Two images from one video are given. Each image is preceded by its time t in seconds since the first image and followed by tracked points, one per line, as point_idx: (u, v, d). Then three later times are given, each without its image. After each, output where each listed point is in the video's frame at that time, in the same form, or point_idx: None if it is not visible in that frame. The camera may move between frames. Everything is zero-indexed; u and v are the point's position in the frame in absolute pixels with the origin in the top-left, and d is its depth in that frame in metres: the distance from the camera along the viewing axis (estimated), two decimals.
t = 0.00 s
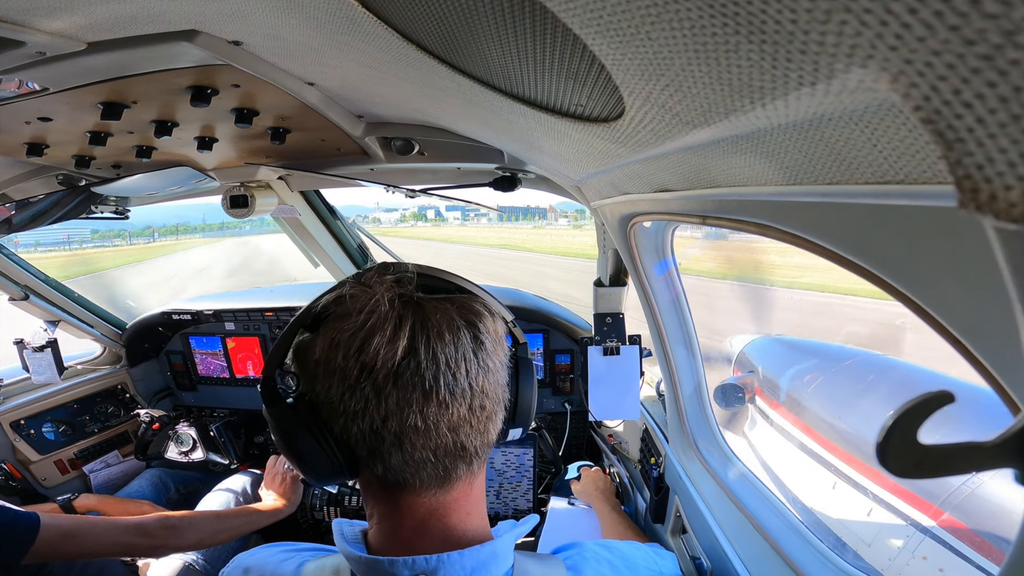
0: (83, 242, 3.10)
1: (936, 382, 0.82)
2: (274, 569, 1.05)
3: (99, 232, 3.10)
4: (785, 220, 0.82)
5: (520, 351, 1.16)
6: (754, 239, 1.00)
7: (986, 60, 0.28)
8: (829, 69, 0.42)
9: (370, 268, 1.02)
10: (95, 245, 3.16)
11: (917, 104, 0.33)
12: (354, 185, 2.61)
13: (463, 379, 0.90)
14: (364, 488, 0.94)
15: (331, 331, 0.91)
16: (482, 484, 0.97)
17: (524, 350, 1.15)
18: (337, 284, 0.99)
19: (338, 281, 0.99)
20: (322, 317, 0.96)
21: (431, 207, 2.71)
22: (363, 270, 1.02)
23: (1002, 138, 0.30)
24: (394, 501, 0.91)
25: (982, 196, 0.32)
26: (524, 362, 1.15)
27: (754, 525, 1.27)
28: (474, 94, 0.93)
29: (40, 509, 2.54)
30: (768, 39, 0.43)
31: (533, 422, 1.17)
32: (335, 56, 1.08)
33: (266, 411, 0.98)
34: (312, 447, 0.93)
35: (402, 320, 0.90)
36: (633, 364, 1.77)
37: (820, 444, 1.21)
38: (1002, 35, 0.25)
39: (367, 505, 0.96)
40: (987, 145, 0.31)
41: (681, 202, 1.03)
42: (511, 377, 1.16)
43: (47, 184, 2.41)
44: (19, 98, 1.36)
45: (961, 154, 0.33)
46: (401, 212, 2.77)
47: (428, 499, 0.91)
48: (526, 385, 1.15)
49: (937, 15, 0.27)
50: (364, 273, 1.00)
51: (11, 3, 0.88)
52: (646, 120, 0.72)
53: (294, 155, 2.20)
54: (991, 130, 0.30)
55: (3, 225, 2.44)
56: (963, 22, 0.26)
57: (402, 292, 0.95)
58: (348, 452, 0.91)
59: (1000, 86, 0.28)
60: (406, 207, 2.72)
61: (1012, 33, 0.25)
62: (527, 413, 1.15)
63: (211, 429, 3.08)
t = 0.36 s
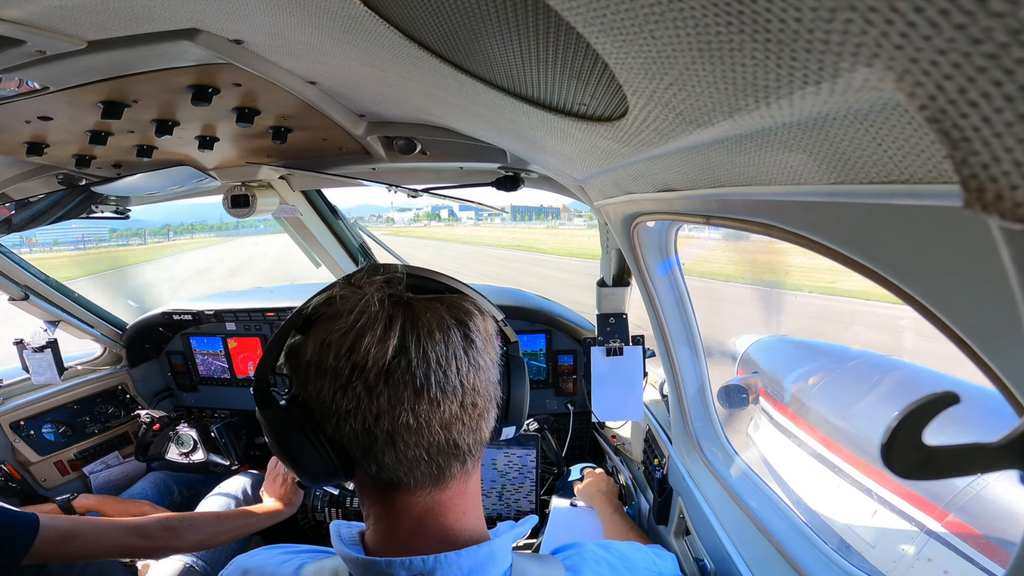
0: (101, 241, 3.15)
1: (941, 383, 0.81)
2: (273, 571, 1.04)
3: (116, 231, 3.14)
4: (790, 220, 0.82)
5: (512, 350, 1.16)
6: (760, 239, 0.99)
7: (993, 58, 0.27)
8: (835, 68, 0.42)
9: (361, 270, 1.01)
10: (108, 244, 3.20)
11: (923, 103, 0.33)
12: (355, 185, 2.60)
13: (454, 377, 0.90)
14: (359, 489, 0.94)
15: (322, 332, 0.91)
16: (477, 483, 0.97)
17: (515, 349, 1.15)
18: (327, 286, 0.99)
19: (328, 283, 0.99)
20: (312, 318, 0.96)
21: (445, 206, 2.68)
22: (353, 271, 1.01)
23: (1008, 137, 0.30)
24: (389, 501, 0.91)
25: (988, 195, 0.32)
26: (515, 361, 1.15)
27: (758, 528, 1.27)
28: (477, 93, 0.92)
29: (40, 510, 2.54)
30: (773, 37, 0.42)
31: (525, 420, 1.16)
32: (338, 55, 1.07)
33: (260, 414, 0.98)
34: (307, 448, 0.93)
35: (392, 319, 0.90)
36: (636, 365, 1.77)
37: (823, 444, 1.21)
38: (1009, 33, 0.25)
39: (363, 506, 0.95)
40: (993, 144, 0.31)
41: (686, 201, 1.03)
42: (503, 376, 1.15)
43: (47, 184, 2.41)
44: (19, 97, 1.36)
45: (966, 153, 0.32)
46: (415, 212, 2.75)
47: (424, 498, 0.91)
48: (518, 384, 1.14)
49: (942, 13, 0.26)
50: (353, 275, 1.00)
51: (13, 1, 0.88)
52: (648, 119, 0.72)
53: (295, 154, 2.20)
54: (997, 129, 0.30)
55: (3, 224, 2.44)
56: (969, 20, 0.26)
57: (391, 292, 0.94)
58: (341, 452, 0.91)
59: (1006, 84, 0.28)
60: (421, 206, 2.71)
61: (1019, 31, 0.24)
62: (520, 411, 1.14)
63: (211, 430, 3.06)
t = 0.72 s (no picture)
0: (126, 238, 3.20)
1: (947, 384, 0.81)
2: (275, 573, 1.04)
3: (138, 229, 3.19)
4: (794, 219, 0.81)
5: (515, 350, 1.15)
6: (764, 239, 0.99)
7: (998, 57, 0.27)
8: (839, 66, 0.41)
9: (360, 270, 1.01)
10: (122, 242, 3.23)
11: (928, 101, 0.33)
12: (357, 185, 2.60)
13: (457, 379, 0.89)
14: (362, 492, 0.93)
15: (322, 335, 0.90)
16: (481, 485, 0.96)
17: (518, 349, 1.14)
18: (326, 287, 0.99)
19: (327, 285, 0.99)
20: (313, 320, 0.96)
21: (460, 206, 2.63)
22: (352, 272, 1.01)
23: (1012, 137, 0.30)
24: (392, 503, 0.91)
25: (992, 194, 0.32)
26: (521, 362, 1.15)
27: (763, 530, 1.27)
28: (479, 92, 0.92)
29: (40, 512, 2.54)
30: (777, 36, 0.42)
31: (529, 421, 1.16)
32: (339, 54, 1.07)
33: (261, 417, 0.98)
34: (309, 451, 0.92)
35: (393, 321, 0.90)
36: (639, 365, 1.78)
37: (828, 445, 1.20)
38: (1013, 32, 0.25)
39: (367, 509, 0.95)
40: (996, 143, 0.31)
41: (689, 201, 1.03)
42: (507, 376, 1.14)
43: (47, 184, 2.41)
44: (18, 96, 1.36)
45: (971, 152, 0.33)
46: (431, 211, 2.76)
47: (428, 500, 0.90)
48: (522, 385, 1.14)
49: (947, 12, 0.26)
50: (353, 275, 1.00)
51: None
52: (652, 118, 0.71)
53: (296, 154, 2.19)
54: (1001, 128, 0.31)
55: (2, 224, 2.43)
56: (974, 19, 0.26)
57: (392, 293, 0.94)
58: (344, 455, 0.90)
59: (1010, 83, 0.28)
60: (436, 206, 2.71)
61: None
62: (523, 411, 1.15)
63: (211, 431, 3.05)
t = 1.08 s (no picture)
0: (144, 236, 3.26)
1: (953, 386, 0.81)
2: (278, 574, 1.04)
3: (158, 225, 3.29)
4: (800, 220, 0.81)
5: (524, 354, 1.14)
6: (768, 240, 0.98)
7: (1003, 55, 0.27)
8: (844, 65, 0.41)
9: (364, 268, 1.00)
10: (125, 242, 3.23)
11: (933, 101, 0.34)
12: (359, 185, 2.59)
13: (455, 385, 0.88)
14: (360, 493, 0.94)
15: (319, 335, 0.90)
16: (483, 490, 0.95)
17: (528, 353, 1.12)
18: (327, 286, 0.98)
19: (327, 283, 0.98)
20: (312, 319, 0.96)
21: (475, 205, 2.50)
22: (354, 271, 1.00)
23: (1018, 137, 0.31)
24: (390, 506, 0.91)
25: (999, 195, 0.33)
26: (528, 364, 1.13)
27: (768, 533, 1.26)
28: (482, 91, 0.92)
29: (39, 513, 2.53)
30: (781, 35, 0.41)
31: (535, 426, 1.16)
32: (340, 52, 1.06)
33: (261, 414, 0.99)
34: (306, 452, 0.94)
35: (391, 324, 0.88)
36: (643, 366, 1.77)
37: (833, 447, 1.19)
38: (1019, 30, 0.24)
39: (369, 510, 0.95)
40: (1003, 143, 0.32)
41: (693, 201, 1.02)
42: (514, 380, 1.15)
43: (47, 183, 2.40)
44: (18, 94, 1.35)
45: (977, 152, 0.33)
46: (446, 208, 2.66)
47: (426, 506, 0.90)
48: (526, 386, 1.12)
49: (952, 10, 0.26)
50: (356, 274, 0.99)
51: None
52: (656, 118, 0.71)
53: (297, 153, 2.19)
54: (1007, 127, 0.31)
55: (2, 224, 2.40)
56: (979, 18, 0.26)
57: (392, 294, 0.93)
58: (340, 457, 0.91)
59: (1017, 82, 0.28)
60: (450, 203, 2.57)
61: None
62: (530, 417, 1.15)
63: (213, 432, 3.07)
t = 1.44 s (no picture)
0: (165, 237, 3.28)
1: (958, 386, 0.81)
2: None
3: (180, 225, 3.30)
4: (804, 219, 0.80)
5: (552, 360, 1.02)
6: (771, 240, 0.98)
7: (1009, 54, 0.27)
8: (848, 64, 0.41)
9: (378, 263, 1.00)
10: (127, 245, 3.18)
11: (937, 100, 0.33)
12: (360, 184, 2.59)
13: (436, 391, 0.86)
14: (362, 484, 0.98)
15: (320, 328, 0.93)
16: (489, 498, 0.94)
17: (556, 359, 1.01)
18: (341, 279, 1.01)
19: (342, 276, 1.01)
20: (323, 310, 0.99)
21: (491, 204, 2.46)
22: (371, 265, 1.01)
23: None
24: (387, 504, 0.92)
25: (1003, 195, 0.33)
26: (550, 372, 1.00)
27: (772, 534, 1.26)
28: (484, 90, 0.91)
29: (39, 514, 2.53)
30: (786, 33, 0.41)
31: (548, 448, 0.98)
32: (342, 51, 1.06)
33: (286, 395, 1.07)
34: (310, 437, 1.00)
35: (375, 323, 0.88)
36: (646, 367, 1.77)
37: (839, 450, 1.19)
38: None
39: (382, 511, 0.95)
40: (1008, 142, 0.31)
41: (696, 201, 1.02)
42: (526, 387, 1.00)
43: (48, 183, 2.40)
44: (18, 94, 1.35)
45: (982, 152, 0.33)
46: (462, 208, 2.60)
47: (413, 508, 0.90)
48: (544, 392, 0.98)
49: (957, 8, 0.26)
50: (370, 268, 0.99)
51: None
52: (660, 117, 0.71)
53: (298, 152, 2.18)
54: (1012, 126, 0.31)
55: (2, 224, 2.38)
56: (985, 15, 0.26)
57: (389, 292, 0.91)
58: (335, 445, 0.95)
59: None
60: (467, 202, 2.51)
61: None
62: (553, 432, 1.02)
63: (214, 434, 3.05)
